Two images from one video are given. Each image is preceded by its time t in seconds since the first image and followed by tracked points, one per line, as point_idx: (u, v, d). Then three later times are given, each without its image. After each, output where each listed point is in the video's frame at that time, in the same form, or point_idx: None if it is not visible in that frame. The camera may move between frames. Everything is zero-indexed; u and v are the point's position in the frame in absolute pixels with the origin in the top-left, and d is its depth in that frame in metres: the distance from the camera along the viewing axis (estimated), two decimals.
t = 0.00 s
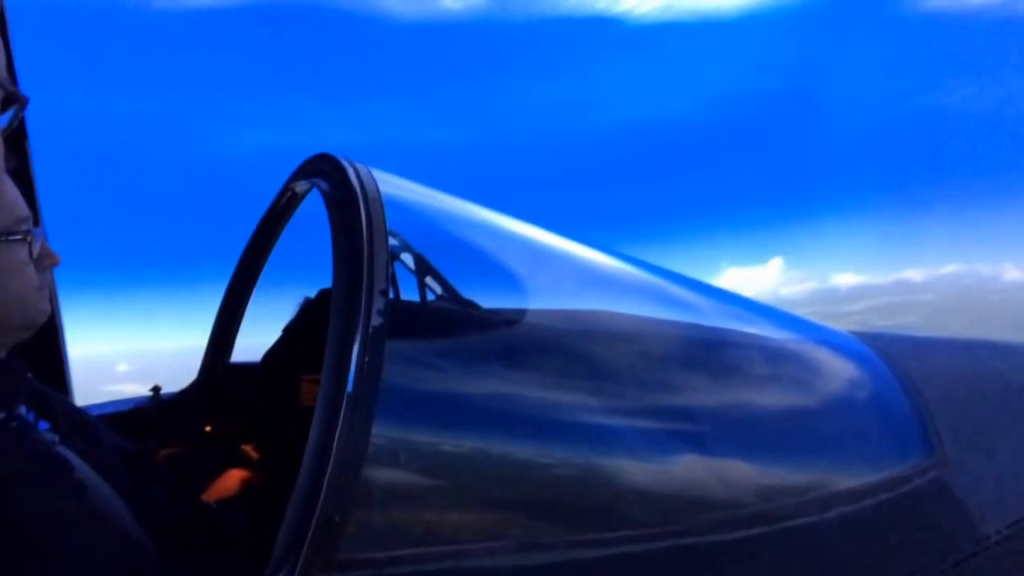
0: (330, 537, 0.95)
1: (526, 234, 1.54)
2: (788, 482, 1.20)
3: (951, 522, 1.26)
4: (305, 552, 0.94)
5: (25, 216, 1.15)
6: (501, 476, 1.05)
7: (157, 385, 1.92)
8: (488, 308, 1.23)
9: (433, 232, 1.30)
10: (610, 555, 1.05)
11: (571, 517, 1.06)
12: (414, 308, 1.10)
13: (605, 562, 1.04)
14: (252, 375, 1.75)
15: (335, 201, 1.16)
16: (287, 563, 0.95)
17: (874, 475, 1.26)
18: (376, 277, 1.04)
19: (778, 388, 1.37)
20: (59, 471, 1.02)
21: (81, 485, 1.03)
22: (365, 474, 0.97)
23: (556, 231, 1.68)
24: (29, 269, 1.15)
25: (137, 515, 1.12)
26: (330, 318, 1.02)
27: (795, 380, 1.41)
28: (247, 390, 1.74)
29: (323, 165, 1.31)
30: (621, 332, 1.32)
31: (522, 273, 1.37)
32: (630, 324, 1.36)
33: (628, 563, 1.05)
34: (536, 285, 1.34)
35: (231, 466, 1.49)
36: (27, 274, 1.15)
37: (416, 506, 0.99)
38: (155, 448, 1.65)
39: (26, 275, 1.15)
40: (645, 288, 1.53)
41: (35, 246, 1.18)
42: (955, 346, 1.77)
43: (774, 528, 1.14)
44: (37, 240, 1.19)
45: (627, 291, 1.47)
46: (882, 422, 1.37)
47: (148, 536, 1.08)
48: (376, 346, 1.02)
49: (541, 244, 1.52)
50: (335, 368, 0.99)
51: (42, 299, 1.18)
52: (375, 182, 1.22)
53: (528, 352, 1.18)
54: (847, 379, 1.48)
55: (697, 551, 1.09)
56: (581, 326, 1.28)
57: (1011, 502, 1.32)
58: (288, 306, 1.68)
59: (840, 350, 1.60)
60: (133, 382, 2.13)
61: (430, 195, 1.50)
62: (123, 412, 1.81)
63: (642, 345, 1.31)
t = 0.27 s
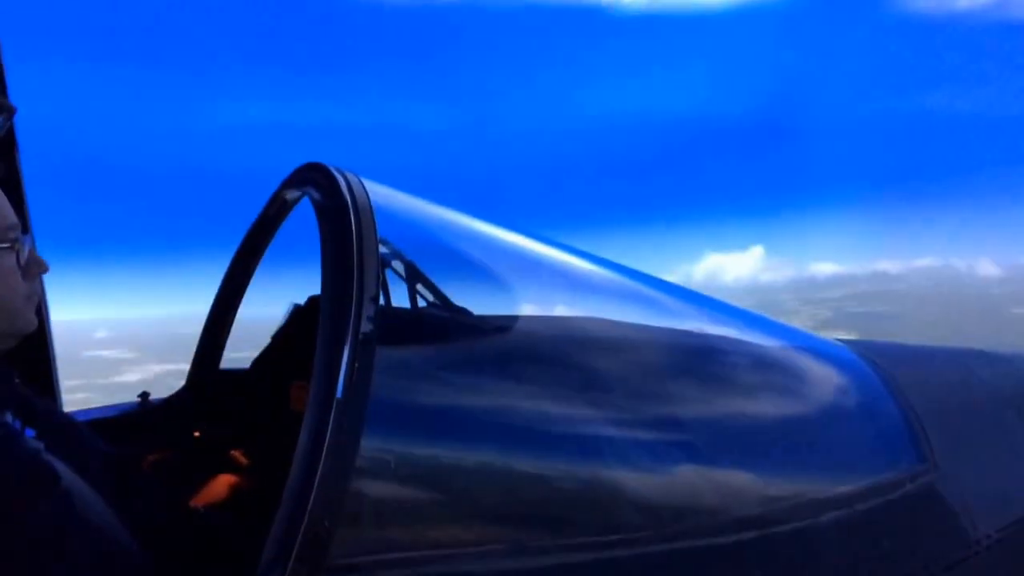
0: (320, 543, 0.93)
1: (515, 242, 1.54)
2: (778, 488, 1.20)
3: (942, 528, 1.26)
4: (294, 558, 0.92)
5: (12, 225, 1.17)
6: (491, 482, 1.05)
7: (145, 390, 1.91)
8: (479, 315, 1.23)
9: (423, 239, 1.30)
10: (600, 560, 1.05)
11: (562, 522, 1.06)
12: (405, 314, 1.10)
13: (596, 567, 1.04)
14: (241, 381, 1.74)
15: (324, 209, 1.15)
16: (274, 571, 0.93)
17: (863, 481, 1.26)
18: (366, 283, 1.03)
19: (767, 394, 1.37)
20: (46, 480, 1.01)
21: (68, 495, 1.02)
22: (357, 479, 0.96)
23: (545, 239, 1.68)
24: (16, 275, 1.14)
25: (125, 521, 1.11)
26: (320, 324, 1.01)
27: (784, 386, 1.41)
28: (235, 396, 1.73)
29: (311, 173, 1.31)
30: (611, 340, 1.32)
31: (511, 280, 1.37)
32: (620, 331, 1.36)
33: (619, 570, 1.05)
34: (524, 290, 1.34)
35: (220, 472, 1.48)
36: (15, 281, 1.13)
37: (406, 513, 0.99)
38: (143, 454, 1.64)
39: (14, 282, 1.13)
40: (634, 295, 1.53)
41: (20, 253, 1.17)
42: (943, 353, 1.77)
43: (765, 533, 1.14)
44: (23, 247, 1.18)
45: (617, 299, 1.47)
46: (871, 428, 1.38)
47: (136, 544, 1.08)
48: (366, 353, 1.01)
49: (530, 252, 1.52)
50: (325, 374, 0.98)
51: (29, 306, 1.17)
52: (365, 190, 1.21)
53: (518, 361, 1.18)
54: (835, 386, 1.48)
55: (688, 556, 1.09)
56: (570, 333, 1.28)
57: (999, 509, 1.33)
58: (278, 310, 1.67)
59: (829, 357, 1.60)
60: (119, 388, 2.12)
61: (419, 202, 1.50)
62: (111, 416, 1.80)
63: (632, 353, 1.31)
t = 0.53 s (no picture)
0: (310, 541, 0.93)
1: (505, 245, 1.54)
2: (770, 486, 1.20)
3: (937, 521, 1.24)
4: (284, 556, 0.92)
5: None
6: (483, 480, 1.04)
7: (134, 390, 1.90)
8: (470, 315, 1.24)
9: (415, 243, 1.30)
10: (592, 556, 1.04)
11: (554, 519, 1.05)
12: (396, 314, 1.10)
13: (588, 563, 1.04)
14: (233, 381, 1.74)
15: (315, 209, 1.15)
16: (264, 572, 0.93)
17: (854, 479, 1.26)
18: (358, 284, 1.03)
19: (757, 394, 1.37)
20: (34, 481, 1.01)
21: (56, 496, 1.02)
22: (346, 475, 0.96)
23: (534, 242, 1.68)
24: (4, 278, 1.14)
25: (113, 521, 1.10)
26: (310, 324, 1.01)
27: (774, 387, 1.42)
28: (227, 396, 1.73)
29: (303, 174, 1.30)
30: (600, 342, 1.32)
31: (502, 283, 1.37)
32: (610, 334, 1.36)
33: (612, 567, 1.04)
34: (516, 294, 1.35)
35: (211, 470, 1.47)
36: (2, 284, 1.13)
37: (398, 512, 0.99)
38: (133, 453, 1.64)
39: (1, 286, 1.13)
40: (624, 297, 1.54)
41: (7, 256, 1.16)
42: (932, 353, 1.78)
43: (756, 530, 1.14)
44: (11, 251, 1.17)
45: (606, 302, 1.48)
46: (862, 427, 1.38)
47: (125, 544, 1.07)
48: (357, 351, 1.01)
49: (521, 255, 1.53)
50: (315, 373, 0.97)
51: (17, 308, 1.17)
52: (356, 191, 1.21)
53: (509, 363, 1.18)
54: (825, 385, 1.49)
55: (681, 553, 1.09)
56: (561, 335, 1.29)
57: (992, 507, 1.29)
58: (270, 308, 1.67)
59: (819, 357, 1.61)
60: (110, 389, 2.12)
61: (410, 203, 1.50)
62: (99, 415, 1.79)
63: (621, 355, 1.32)
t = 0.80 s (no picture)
0: (301, 535, 0.92)
1: (495, 248, 1.55)
2: (760, 482, 1.20)
3: (926, 516, 1.25)
4: (274, 550, 0.90)
5: None
6: (475, 480, 1.05)
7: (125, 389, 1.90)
8: (463, 315, 1.24)
9: (406, 243, 1.30)
10: (584, 551, 1.04)
11: (546, 515, 1.05)
12: (387, 314, 1.10)
13: (582, 558, 1.03)
14: (224, 380, 1.74)
15: (306, 211, 1.15)
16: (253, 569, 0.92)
17: (844, 474, 1.27)
18: (349, 283, 1.03)
19: (747, 392, 1.38)
20: (24, 483, 1.01)
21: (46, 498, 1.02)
22: (337, 471, 0.95)
23: (523, 243, 1.69)
24: None
25: (103, 521, 1.10)
26: (301, 323, 1.00)
27: (764, 384, 1.43)
28: (218, 393, 1.73)
29: (293, 176, 1.30)
30: (590, 343, 1.33)
31: (493, 284, 1.37)
32: (600, 335, 1.37)
33: (605, 562, 1.04)
34: (508, 298, 1.35)
35: (202, 467, 1.47)
36: None
37: (389, 510, 0.98)
38: (124, 451, 1.63)
39: None
40: (614, 299, 1.54)
41: None
42: (922, 350, 1.79)
43: (747, 524, 1.15)
44: None
45: (596, 303, 1.49)
46: (851, 423, 1.39)
47: (116, 544, 1.07)
48: (348, 351, 1.00)
49: (511, 257, 1.53)
50: (305, 370, 0.97)
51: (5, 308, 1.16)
52: (347, 193, 1.21)
53: (500, 364, 1.18)
54: (815, 382, 1.50)
55: (674, 548, 1.09)
56: (551, 335, 1.29)
57: (982, 501, 1.30)
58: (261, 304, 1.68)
59: (807, 353, 1.62)
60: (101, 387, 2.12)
61: (400, 204, 1.50)
62: (91, 412, 1.79)
63: (611, 355, 1.32)
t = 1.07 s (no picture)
0: (293, 532, 0.92)
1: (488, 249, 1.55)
2: (752, 476, 1.21)
3: (917, 509, 1.26)
4: (267, 546, 0.90)
5: None
6: (468, 478, 1.05)
7: (116, 389, 1.90)
8: (458, 314, 1.25)
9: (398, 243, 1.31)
10: (577, 545, 1.05)
11: (540, 511, 1.06)
12: (380, 314, 1.10)
13: (575, 552, 1.04)
14: (216, 379, 1.74)
15: (299, 216, 1.15)
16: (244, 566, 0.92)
17: (835, 468, 1.28)
18: (342, 284, 1.03)
19: (738, 388, 1.39)
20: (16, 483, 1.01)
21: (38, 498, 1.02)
22: (329, 468, 0.96)
23: (515, 245, 1.69)
24: None
25: (96, 520, 1.10)
26: (293, 322, 1.00)
27: (755, 380, 1.43)
28: (209, 391, 1.73)
29: (285, 182, 1.30)
30: (582, 341, 1.33)
31: (485, 284, 1.38)
32: (591, 333, 1.37)
33: (598, 556, 1.05)
34: (501, 298, 1.36)
35: (193, 463, 1.46)
36: None
37: (382, 507, 0.98)
38: (115, 449, 1.63)
39: None
40: (605, 298, 1.55)
41: None
42: (912, 348, 1.80)
43: (740, 518, 1.15)
44: None
45: (588, 302, 1.49)
46: (844, 418, 1.40)
47: (109, 543, 1.07)
48: (340, 351, 1.00)
49: (501, 258, 1.54)
50: (298, 369, 0.97)
51: None
52: (340, 198, 1.21)
53: (493, 363, 1.18)
54: (805, 378, 1.51)
55: (667, 542, 1.09)
56: (543, 334, 1.30)
57: (973, 494, 1.31)
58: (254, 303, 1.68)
59: (796, 351, 1.63)
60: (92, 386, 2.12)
61: (391, 206, 1.50)
62: (82, 413, 1.79)
63: (602, 353, 1.33)
